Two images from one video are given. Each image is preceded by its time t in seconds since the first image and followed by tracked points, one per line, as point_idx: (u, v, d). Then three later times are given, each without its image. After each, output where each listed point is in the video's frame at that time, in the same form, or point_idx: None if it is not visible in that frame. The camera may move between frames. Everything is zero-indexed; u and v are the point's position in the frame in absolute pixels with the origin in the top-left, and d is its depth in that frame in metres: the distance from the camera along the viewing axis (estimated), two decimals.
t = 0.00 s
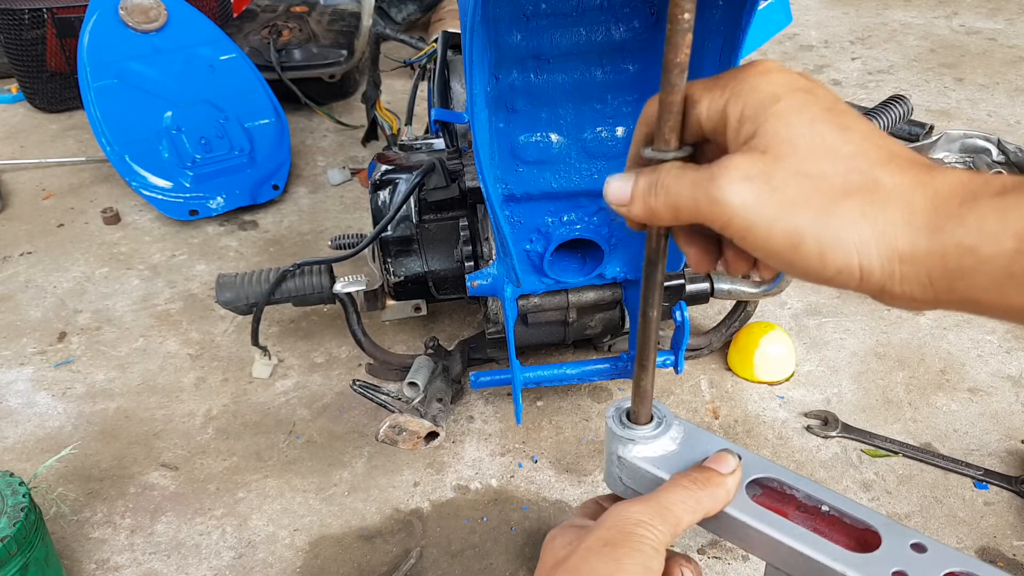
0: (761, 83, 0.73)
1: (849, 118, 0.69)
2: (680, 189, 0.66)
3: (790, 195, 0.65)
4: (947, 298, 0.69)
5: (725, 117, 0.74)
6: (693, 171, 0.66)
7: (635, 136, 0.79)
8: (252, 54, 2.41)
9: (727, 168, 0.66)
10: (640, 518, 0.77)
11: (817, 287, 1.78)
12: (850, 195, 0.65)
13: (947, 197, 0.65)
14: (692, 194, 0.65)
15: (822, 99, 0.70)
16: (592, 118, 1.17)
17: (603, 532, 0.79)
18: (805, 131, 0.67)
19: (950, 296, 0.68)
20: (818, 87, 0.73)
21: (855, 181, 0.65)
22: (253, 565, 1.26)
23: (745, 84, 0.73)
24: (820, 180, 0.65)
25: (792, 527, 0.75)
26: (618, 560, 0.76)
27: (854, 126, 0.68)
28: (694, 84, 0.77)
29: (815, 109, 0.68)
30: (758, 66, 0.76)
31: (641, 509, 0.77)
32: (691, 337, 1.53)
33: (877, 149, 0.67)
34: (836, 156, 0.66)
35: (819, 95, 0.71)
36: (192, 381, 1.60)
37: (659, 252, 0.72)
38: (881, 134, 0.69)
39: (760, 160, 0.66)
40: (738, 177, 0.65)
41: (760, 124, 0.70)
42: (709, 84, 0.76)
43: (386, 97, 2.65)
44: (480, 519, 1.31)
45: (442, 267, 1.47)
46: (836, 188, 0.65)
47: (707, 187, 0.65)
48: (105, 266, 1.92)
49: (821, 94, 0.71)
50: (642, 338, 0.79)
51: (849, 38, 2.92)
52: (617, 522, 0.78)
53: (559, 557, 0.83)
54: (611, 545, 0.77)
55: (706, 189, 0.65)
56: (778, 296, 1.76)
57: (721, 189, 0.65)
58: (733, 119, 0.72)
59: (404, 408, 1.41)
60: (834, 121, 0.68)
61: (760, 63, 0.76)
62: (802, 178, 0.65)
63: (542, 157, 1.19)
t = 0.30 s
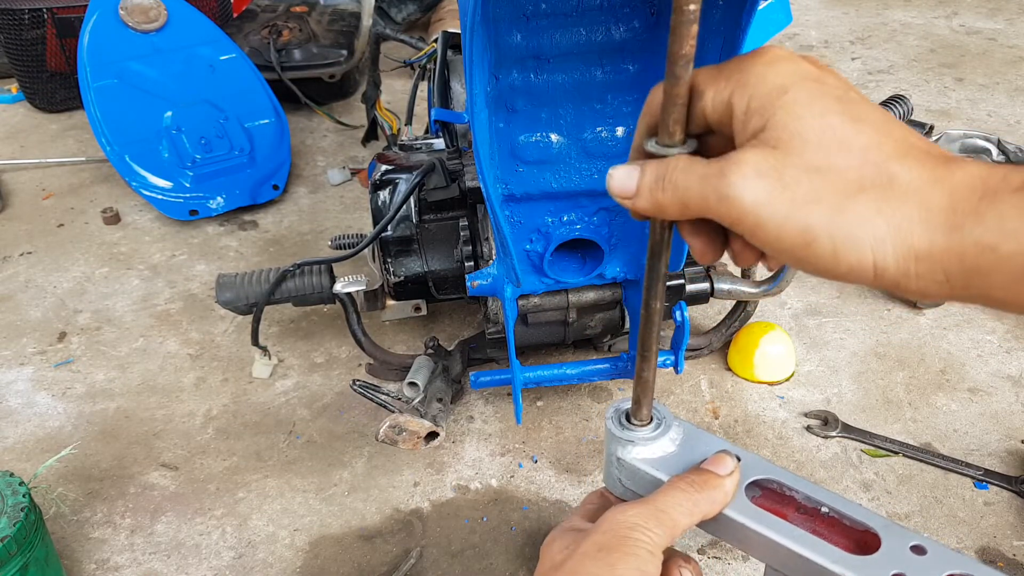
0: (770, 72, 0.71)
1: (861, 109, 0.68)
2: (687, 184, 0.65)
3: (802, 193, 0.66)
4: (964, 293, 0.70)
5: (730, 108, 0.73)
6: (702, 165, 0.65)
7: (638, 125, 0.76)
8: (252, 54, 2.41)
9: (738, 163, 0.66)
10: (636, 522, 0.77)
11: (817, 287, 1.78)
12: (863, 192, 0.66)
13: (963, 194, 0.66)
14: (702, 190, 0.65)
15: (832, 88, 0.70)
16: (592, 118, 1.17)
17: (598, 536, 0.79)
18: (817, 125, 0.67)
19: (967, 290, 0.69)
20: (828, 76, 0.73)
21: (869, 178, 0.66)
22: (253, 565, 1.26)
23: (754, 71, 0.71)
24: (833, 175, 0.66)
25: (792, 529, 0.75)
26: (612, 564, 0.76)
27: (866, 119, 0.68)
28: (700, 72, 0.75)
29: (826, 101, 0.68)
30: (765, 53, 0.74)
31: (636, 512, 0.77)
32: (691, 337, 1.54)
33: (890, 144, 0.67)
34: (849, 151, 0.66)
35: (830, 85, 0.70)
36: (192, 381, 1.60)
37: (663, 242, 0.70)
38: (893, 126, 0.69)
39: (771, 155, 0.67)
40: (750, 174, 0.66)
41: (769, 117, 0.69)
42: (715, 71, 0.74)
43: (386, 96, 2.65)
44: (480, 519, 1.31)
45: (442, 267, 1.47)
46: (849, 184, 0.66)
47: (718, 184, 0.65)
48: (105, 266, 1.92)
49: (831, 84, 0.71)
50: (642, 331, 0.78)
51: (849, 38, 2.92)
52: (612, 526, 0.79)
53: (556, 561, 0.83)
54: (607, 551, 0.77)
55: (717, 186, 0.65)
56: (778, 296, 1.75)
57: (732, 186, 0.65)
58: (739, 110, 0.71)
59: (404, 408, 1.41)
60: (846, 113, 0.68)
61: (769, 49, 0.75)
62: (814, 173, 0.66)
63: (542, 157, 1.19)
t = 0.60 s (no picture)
0: (767, 38, 0.68)
1: (857, 80, 0.66)
2: (676, 142, 0.64)
3: (791, 162, 0.64)
4: (947, 273, 0.69)
5: (724, 71, 0.70)
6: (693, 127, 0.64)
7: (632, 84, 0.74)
8: (252, 54, 2.41)
9: (729, 128, 0.64)
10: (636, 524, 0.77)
11: (817, 287, 1.78)
12: (853, 164, 0.64)
13: (954, 171, 0.65)
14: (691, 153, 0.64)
15: (830, 57, 0.67)
16: (592, 118, 1.17)
17: (599, 538, 0.79)
18: (812, 94, 0.65)
19: (951, 270, 0.68)
20: (827, 42, 0.70)
21: (860, 149, 0.64)
22: (253, 565, 1.26)
23: (750, 36, 0.69)
24: (823, 146, 0.64)
25: (792, 527, 0.76)
26: (612, 566, 0.76)
27: (862, 89, 0.66)
28: (693, 32, 0.72)
29: (823, 68, 0.66)
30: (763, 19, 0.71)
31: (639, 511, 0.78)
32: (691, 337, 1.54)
33: (884, 115, 0.65)
34: (841, 123, 0.64)
35: (828, 53, 0.68)
36: (192, 381, 1.60)
37: (657, 205, 0.71)
38: (889, 98, 0.67)
39: (764, 122, 0.65)
40: (741, 139, 0.63)
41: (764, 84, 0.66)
42: (711, 32, 0.71)
43: (386, 97, 2.65)
44: (480, 519, 1.31)
45: (442, 267, 1.47)
46: (840, 156, 0.64)
47: (709, 147, 0.63)
48: (105, 266, 1.92)
49: (829, 52, 0.68)
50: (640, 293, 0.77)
51: (849, 38, 2.92)
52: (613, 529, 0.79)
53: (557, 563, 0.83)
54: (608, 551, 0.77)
55: (708, 150, 0.63)
56: (778, 296, 1.75)
57: (722, 151, 0.63)
58: (733, 75, 0.69)
59: (405, 408, 1.41)
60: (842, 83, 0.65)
61: (768, 14, 0.72)
62: (805, 142, 0.64)
63: (542, 157, 1.19)
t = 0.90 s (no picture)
0: None
1: (892, 43, 0.67)
2: (695, 103, 0.62)
3: (831, 135, 0.64)
4: (986, 247, 0.74)
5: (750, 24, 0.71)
6: (719, 88, 0.63)
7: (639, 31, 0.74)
8: (252, 54, 2.41)
9: (762, 91, 0.64)
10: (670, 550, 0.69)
11: (817, 287, 1.78)
12: (899, 134, 0.65)
13: (996, 146, 0.68)
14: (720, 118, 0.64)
15: (860, 15, 0.68)
16: (592, 118, 1.17)
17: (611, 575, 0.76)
18: (851, 59, 0.65)
19: (990, 244, 0.73)
20: None
21: (906, 122, 0.65)
22: (253, 565, 1.26)
23: None
24: (864, 117, 0.65)
25: (792, 529, 0.75)
26: None
27: (899, 54, 0.67)
28: None
29: (856, 31, 0.67)
30: None
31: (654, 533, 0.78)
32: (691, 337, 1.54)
33: (925, 84, 0.67)
34: (882, 91, 0.65)
35: (858, 14, 0.69)
36: (192, 381, 1.60)
37: (664, 160, 0.63)
38: (926, 65, 0.69)
39: (801, 86, 0.65)
40: (777, 104, 0.64)
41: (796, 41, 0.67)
42: None
43: (386, 96, 2.65)
44: (480, 519, 1.31)
45: (442, 267, 1.47)
46: (884, 126, 0.65)
47: (739, 113, 0.63)
48: (105, 266, 1.92)
49: (860, 7, 0.69)
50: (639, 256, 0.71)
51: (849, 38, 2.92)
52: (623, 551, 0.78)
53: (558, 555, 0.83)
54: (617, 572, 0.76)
55: (738, 117, 0.63)
56: (778, 296, 1.75)
57: (755, 117, 0.63)
58: (761, 30, 0.70)
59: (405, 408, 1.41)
60: (879, 48, 0.66)
61: None
62: (845, 113, 0.64)
63: (542, 157, 1.19)
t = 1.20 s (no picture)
0: (868, 26, 0.66)
1: (969, 79, 0.65)
2: (753, 139, 0.61)
3: (907, 186, 0.63)
4: None
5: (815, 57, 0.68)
6: (780, 128, 0.62)
7: (687, 47, 0.69)
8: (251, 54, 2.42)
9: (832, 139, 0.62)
10: None
11: (817, 287, 1.78)
12: (974, 180, 0.65)
13: None
14: (782, 160, 0.63)
15: (935, 48, 0.65)
16: (592, 118, 1.17)
17: None
18: (926, 103, 0.63)
19: None
20: (930, 25, 0.67)
21: (977, 166, 0.65)
22: (253, 565, 1.26)
23: (853, 19, 0.66)
24: (940, 165, 0.64)
25: (791, 526, 0.76)
26: None
27: (976, 91, 0.65)
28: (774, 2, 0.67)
29: (934, 67, 0.64)
30: None
31: None
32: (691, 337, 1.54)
33: (999, 122, 0.65)
34: (959, 133, 0.64)
35: (934, 44, 0.66)
36: (192, 381, 1.60)
37: (713, 181, 0.61)
38: (1000, 97, 0.67)
39: (872, 132, 0.63)
40: (849, 151, 0.62)
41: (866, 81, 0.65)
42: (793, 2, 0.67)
43: (386, 96, 2.65)
44: (480, 519, 1.31)
45: (442, 267, 1.47)
46: (959, 173, 0.64)
47: (804, 161, 0.62)
48: (105, 266, 1.92)
49: (933, 37, 0.66)
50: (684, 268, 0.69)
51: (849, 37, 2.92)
52: None
53: None
54: None
55: (803, 164, 0.62)
56: (778, 296, 1.76)
57: (823, 166, 0.62)
58: (828, 64, 0.67)
59: (405, 408, 1.42)
60: (955, 86, 0.64)
61: None
62: (920, 161, 0.63)
63: (542, 157, 1.19)
